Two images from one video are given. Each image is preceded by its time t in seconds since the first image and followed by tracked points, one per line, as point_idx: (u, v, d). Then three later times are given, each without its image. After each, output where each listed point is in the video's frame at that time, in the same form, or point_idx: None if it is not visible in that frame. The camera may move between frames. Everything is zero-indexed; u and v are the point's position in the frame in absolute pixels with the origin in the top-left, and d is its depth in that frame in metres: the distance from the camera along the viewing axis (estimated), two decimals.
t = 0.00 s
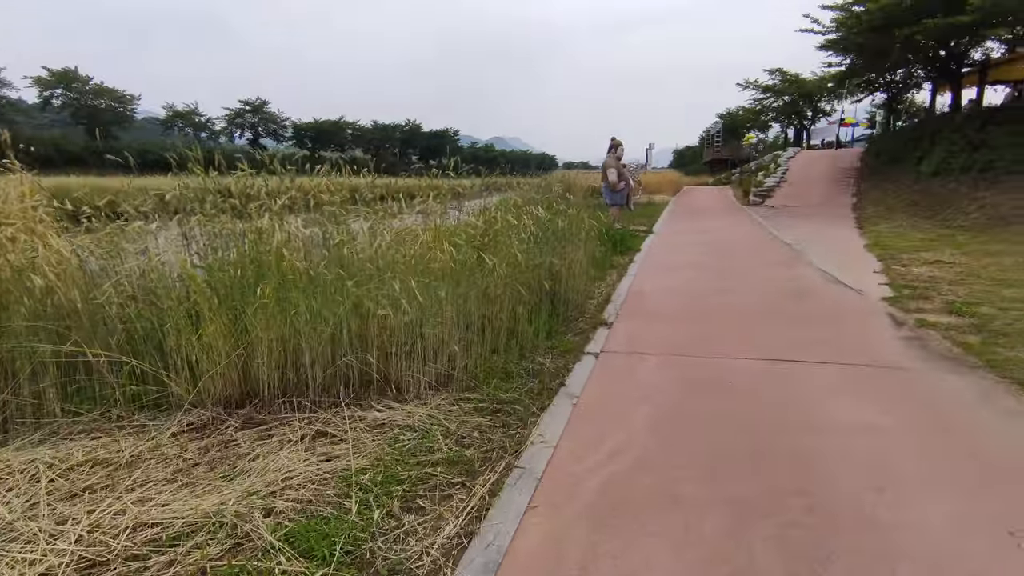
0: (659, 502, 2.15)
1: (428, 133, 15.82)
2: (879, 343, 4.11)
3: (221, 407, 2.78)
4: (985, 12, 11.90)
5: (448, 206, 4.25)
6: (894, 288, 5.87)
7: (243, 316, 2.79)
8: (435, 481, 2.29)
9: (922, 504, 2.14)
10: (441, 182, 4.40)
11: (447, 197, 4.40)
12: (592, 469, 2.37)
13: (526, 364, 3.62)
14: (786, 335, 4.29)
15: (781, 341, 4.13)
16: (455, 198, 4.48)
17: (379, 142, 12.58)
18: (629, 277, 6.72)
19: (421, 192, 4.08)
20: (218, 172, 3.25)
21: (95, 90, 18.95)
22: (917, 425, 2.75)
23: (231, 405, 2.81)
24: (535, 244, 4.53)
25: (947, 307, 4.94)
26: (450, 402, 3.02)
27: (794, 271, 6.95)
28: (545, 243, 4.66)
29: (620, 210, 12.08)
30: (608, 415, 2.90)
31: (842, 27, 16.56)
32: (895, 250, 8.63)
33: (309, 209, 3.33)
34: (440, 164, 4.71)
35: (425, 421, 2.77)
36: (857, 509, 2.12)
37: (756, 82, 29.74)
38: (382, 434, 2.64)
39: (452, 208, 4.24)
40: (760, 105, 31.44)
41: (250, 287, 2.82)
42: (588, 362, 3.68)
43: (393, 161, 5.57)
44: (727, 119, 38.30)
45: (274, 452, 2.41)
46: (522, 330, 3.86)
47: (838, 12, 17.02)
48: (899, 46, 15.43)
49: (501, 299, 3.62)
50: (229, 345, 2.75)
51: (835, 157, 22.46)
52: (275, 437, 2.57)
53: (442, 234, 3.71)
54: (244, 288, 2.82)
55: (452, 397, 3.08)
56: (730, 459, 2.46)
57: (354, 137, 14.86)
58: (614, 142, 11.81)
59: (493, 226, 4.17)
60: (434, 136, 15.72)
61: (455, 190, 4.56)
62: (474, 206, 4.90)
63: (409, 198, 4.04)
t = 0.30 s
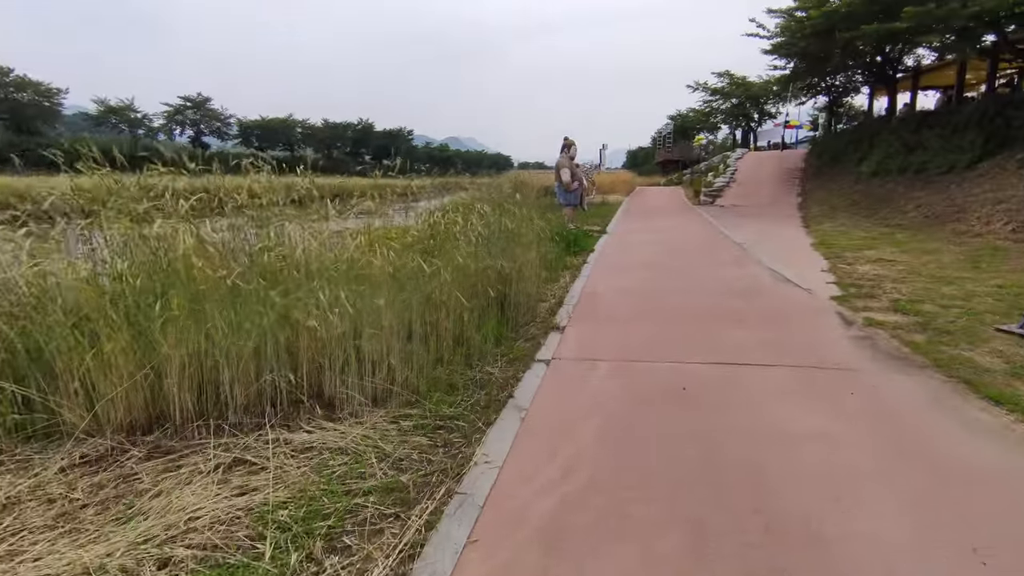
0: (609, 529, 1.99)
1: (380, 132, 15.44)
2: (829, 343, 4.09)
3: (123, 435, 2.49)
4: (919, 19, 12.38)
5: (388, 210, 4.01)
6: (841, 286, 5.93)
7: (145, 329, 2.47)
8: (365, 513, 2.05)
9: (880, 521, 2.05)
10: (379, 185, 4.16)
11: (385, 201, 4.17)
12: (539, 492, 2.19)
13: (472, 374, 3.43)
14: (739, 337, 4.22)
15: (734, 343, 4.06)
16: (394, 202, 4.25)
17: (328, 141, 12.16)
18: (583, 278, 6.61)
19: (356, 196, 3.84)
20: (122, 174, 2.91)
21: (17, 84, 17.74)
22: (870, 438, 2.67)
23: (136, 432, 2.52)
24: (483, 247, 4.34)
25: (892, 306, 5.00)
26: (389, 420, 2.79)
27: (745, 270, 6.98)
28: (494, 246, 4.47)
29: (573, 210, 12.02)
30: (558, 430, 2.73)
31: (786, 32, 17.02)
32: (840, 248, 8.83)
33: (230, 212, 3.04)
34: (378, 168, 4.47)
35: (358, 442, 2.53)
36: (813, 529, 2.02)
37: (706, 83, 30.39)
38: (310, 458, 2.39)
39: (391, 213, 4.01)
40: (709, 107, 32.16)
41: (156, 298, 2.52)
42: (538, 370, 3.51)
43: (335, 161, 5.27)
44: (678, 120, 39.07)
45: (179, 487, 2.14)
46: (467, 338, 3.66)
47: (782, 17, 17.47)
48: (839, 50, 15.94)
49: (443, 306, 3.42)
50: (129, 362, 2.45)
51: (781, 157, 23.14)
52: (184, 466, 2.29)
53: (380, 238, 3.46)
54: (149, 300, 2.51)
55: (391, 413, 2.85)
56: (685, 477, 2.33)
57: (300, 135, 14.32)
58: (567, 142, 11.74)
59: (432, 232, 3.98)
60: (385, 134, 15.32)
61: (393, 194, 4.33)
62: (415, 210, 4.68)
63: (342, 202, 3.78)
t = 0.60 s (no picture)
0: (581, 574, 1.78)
1: (341, 132, 15.01)
2: (801, 347, 3.98)
3: (22, 475, 2.18)
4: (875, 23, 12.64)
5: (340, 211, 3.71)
6: (808, 288, 5.89)
7: (45, 354, 2.18)
8: (305, 562, 1.79)
9: (870, 550, 1.89)
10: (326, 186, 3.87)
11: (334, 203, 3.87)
12: (504, 528, 1.97)
13: (432, 392, 3.18)
14: (711, 341, 4.07)
15: (705, 348, 3.91)
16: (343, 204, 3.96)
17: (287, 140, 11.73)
18: (550, 281, 6.43)
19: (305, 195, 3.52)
20: (20, 175, 2.54)
21: None
22: (853, 449, 2.52)
23: (37, 470, 2.21)
24: (443, 253, 4.11)
25: (861, 308, 4.94)
26: (337, 445, 2.52)
27: (712, 271, 6.90)
28: (453, 252, 4.23)
29: (539, 212, 11.85)
30: (524, 451, 2.51)
31: (747, 35, 17.26)
32: (804, 248, 8.88)
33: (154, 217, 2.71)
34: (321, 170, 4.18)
35: (300, 474, 2.26)
36: (802, 559, 1.85)
37: (669, 85, 30.72)
38: (243, 496, 2.10)
39: (342, 213, 3.70)
40: (673, 108, 32.53)
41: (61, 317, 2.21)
42: (503, 384, 3.29)
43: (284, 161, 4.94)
44: (642, 121, 39.45)
45: (81, 540, 1.84)
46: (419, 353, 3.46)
47: (743, 20, 17.70)
48: (798, 54, 16.21)
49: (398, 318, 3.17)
50: (26, 392, 2.15)
51: (743, 159, 23.49)
52: (90, 514, 1.99)
53: (329, 245, 3.19)
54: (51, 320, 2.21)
55: (340, 438, 2.58)
56: (662, 505, 2.13)
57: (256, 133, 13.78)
58: (532, 143, 11.57)
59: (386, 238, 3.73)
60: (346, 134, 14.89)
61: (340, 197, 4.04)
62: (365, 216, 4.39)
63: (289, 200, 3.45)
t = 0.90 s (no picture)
0: None
1: (308, 131, 14.59)
2: (779, 354, 3.86)
3: None
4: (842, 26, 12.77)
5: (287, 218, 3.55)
6: (782, 291, 5.81)
7: None
8: None
9: None
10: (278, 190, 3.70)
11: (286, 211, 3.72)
12: None
13: (390, 413, 2.95)
14: (687, 349, 3.92)
15: (681, 357, 3.76)
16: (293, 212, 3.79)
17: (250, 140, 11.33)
18: (521, 285, 6.24)
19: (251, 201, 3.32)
20: None
21: None
22: (840, 470, 2.37)
23: None
24: (406, 260, 3.88)
25: (835, 312, 4.86)
26: (280, 477, 2.26)
27: (685, 274, 6.80)
28: (416, 259, 4.04)
29: (511, 214, 11.64)
30: (488, 481, 2.30)
31: (716, 37, 17.38)
32: (775, 250, 8.87)
33: (72, 226, 2.58)
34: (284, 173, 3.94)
35: (232, 513, 1.99)
36: None
37: (640, 87, 30.89)
38: (161, 545, 1.83)
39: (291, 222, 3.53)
40: (643, 109, 32.74)
41: None
42: (467, 403, 3.07)
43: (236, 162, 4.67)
44: (613, 122, 39.62)
45: None
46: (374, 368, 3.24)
47: (712, 22, 17.80)
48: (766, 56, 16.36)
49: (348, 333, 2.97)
50: None
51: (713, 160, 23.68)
52: None
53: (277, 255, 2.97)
54: None
55: (284, 468, 2.31)
56: (640, 543, 1.93)
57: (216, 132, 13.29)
58: (503, 143, 11.38)
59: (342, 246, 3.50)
60: (311, 133, 14.50)
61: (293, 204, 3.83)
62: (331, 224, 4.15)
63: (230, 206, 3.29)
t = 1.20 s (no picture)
0: None
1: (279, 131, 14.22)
2: (762, 361, 3.71)
3: None
4: (816, 26, 12.81)
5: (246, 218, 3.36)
6: (762, 294, 5.69)
7: None
8: None
9: None
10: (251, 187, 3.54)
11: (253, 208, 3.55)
12: None
13: (348, 436, 2.70)
14: (667, 357, 3.74)
15: (660, 367, 3.58)
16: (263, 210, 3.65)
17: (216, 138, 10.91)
18: (495, 290, 6.02)
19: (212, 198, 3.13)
20: None
21: None
22: (832, 494, 2.19)
23: None
24: (370, 266, 3.63)
25: (816, 316, 4.73)
26: (214, 518, 2.00)
27: (663, 277, 6.65)
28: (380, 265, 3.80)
29: (486, 215, 11.40)
30: (451, 513, 2.08)
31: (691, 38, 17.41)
32: (752, 251, 8.79)
33: None
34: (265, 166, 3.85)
35: (152, 568, 1.74)
36: None
37: (616, 88, 30.92)
38: None
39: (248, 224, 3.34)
40: (619, 110, 32.78)
41: None
42: (432, 422, 2.84)
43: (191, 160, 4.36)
44: (591, 122, 39.70)
45: None
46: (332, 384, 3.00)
47: (687, 23, 17.79)
48: (741, 57, 16.40)
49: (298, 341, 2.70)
50: None
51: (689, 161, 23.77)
52: None
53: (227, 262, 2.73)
54: None
55: (222, 505, 2.06)
56: None
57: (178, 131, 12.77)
58: (478, 142, 11.16)
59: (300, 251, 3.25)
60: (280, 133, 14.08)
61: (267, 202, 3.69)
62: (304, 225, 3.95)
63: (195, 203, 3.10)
